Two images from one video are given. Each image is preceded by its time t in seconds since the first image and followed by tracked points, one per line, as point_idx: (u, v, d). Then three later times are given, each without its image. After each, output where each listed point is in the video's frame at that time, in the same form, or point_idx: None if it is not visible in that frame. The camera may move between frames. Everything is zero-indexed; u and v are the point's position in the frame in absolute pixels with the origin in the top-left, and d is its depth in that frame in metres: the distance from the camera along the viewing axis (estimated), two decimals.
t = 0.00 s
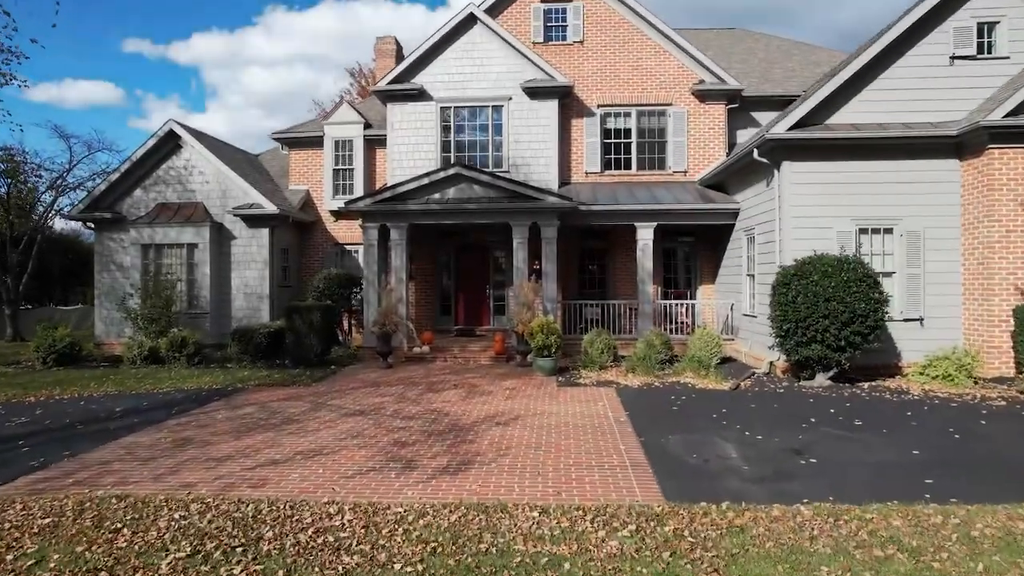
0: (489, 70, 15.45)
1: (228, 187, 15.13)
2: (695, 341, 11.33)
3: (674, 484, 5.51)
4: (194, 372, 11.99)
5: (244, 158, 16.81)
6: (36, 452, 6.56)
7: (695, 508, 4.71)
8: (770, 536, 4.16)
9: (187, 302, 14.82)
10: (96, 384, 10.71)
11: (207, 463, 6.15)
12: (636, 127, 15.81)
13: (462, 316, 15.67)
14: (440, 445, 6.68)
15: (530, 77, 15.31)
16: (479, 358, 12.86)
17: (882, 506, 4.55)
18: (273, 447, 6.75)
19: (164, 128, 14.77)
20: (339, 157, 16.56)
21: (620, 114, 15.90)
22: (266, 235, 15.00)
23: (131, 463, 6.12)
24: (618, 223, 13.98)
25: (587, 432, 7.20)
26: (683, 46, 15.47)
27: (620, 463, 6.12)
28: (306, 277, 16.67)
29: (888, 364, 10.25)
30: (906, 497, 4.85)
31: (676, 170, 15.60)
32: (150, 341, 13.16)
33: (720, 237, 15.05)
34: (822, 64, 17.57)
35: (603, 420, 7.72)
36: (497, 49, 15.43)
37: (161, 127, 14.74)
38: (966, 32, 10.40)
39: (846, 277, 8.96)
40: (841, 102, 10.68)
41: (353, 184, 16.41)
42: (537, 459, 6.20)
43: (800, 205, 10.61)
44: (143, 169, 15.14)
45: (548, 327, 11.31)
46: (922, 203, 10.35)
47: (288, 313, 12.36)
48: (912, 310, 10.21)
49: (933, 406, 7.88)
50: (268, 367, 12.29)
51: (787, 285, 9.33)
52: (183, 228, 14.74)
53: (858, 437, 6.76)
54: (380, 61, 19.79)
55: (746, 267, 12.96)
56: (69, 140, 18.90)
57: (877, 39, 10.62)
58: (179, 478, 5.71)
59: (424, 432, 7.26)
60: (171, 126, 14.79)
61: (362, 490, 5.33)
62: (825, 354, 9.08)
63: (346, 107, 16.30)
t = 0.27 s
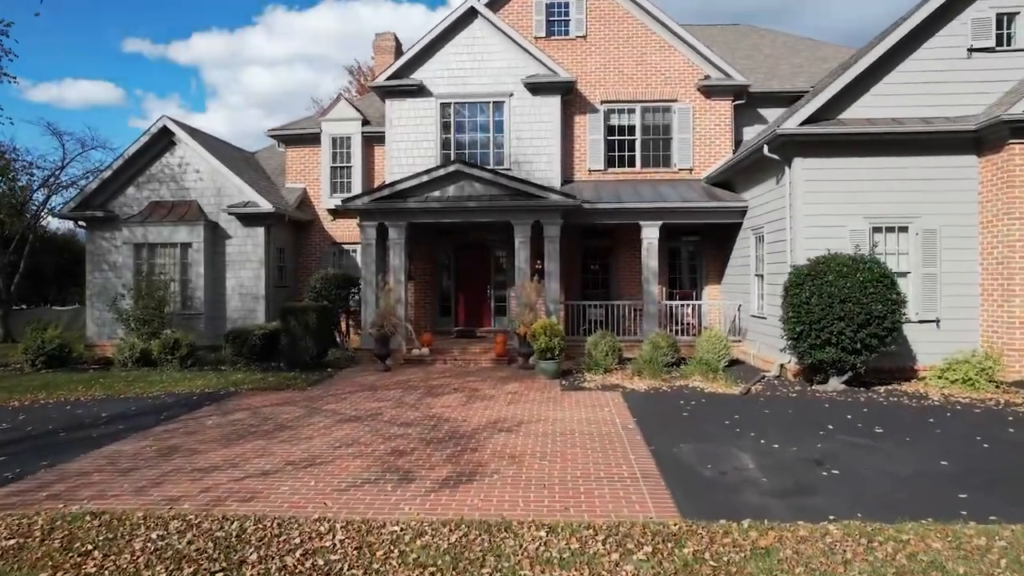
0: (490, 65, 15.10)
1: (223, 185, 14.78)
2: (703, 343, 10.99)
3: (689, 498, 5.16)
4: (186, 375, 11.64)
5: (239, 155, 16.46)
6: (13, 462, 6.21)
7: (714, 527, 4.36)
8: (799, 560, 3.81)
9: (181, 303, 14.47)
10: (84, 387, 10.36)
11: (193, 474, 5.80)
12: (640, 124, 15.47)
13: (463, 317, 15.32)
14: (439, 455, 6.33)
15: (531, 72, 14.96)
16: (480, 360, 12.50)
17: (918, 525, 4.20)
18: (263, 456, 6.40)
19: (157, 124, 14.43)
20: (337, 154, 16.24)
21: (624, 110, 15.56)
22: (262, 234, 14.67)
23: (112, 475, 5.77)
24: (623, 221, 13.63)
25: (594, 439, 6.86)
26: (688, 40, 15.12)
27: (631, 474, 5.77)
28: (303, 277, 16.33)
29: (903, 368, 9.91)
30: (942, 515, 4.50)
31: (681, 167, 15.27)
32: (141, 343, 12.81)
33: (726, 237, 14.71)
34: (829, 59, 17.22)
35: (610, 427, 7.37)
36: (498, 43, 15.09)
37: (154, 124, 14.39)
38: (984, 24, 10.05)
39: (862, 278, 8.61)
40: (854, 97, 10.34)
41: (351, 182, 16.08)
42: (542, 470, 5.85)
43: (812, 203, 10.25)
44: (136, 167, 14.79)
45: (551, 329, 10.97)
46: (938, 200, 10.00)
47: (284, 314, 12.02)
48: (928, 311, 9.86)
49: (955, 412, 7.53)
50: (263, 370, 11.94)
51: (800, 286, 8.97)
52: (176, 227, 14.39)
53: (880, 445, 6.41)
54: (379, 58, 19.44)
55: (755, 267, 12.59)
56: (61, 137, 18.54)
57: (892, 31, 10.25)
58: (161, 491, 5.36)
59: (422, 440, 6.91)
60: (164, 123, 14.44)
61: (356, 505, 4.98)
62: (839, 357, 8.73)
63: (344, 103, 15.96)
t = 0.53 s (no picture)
0: (491, 60, 14.76)
1: (218, 183, 14.43)
2: (711, 345, 10.63)
3: (706, 515, 4.80)
4: (178, 379, 11.29)
5: (235, 153, 16.11)
6: None
7: (737, 549, 4.01)
8: None
9: (174, 304, 14.13)
10: (70, 391, 10.01)
11: (175, 487, 5.45)
12: (644, 120, 15.13)
13: (463, 318, 14.97)
14: (439, 465, 5.99)
15: (534, 67, 14.61)
16: (481, 363, 12.16)
17: (960, 549, 3.85)
18: (251, 467, 6.06)
19: (149, 120, 14.07)
20: (334, 151, 15.91)
21: (628, 107, 15.22)
22: (257, 233, 14.33)
23: (90, 488, 5.42)
24: (627, 220, 13.29)
25: (602, 449, 6.50)
26: (694, 35, 14.77)
27: (642, 488, 5.42)
28: (299, 277, 15.98)
29: (919, 371, 9.55)
30: (983, 537, 4.14)
31: (686, 165, 14.94)
32: (133, 344, 12.47)
33: (733, 236, 14.36)
34: (837, 55, 16.87)
35: (617, 435, 7.02)
36: (499, 38, 14.74)
37: (147, 120, 14.04)
38: (1004, 14, 9.70)
39: (879, 278, 8.25)
40: (868, 91, 9.98)
41: (349, 180, 15.74)
42: (548, 483, 5.50)
43: (824, 201, 9.89)
44: (128, 164, 14.44)
45: (555, 331, 10.62)
46: (956, 198, 9.65)
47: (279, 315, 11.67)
48: (946, 313, 9.51)
49: (980, 419, 7.18)
50: (257, 373, 11.60)
51: (813, 287, 8.62)
52: (169, 225, 14.03)
53: (904, 455, 6.06)
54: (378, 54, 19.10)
55: (764, 267, 12.23)
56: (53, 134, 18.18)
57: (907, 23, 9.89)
58: (141, 507, 5.01)
59: (420, 449, 6.56)
60: (157, 119, 14.09)
61: (349, 523, 4.64)
62: (855, 361, 8.37)
63: (341, 99, 15.61)
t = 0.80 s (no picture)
0: (492, 55, 14.42)
1: (211, 180, 14.08)
2: (719, 348, 10.27)
3: (724, 534, 4.45)
4: (169, 382, 10.94)
5: (230, 150, 15.76)
6: None
7: None
8: None
9: (167, 305, 13.78)
10: (56, 396, 9.66)
11: (156, 502, 5.10)
12: (649, 117, 14.79)
13: (463, 320, 14.62)
14: (437, 478, 5.63)
15: (536, 62, 14.27)
16: (481, 365, 11.80)
17: None
18: (238, 479, 5.71)
19: (141, 117, 13.72)
20: (331, 149, 15.57)
21: (632, 103, 14.87)
22: (252, 232, 13.99)
23: (64, 504, 5.07)
24: (632, 219, 12.93)
25: (610, 459, 6.15)
26: (700, 29, 14.42)
27: (655, 502, 5.06)
28: (296, 277, 15.63)
29: (937, 375, 9.20)
30: None
31: (692, 163, 14.59)
32: (123, 347, 12.12)
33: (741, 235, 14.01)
34: (845, 50, 16.51)
35: (626, 444, 6.67)
36: (500, 32, 14.40)
37: (139, 116, 13.69)
38: None
39: (898, 278, 7.90)
40: (883, 85, 9.63)
41: (347, 178, 15.41)
42: (554, 498, 5.15)
43: (838, 198, 9.54)
44: (120, 161, 14.10)
45: (558, 333, 10.26)
46: (974, 195, 9.30)
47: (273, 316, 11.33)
48: (965, 315, 9.17)
49: (1007, 427, 6.83)
50: (250, 377, 11.25)
51: (828, 288, 8.27)
52: (162, 224, 13.68)
53: (932, 466, 5.71)
54: (376, 50, 18.76)
55: (773, 267, 11.89)
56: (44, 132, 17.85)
57: (923, 14, 9.54)
58: (116, 525, 4.66)
59: (418, 459, 6.21)
60: (149, 115, 13.74)
61: (340, 543, 4.29)
62: (872, 365, 8.02)
63: (339, 95, 15.27)
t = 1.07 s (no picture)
0: (492, 50, 14.08)
1: (205, 178, 13.74)
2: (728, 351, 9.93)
3: (746, 556, 4.09)
4: (159, 385, 10.59)
5: (224, 147, 15.42)
6: None
7: None
8: None
9: (159, 305, 13.43)
10: (40, 400, 9.30)
11: (133, 518, 4.75)
12: (653, 113, 14.45)
13: (463, 321, 14.27)
14: (435, 491, 5.29)
15: (537, 57, 13.93)
16: (482, 369, 11.45)
17: None
18: (223, 492, 5.35)
19: (133, 113, 13.38)
20: (328, 146, 15.23)
21: (635, 99, 14.53)
22: (246, 231, 13.66)
23: (34, 520, 4.71)
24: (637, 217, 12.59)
25: (618, 470, 5.81)
26: (706, 23, 14.08)
27: (668, 519, 4.72)
28: (292, 277, 15.28)
29: (955, 380, 8.85)
30: None
31: (697, 160, 14.25)
32: (113, 349, 11.77)
33: (747, 235, 13.68)
34: (853, 45, 16.16)
35: (634, 453, 6.33)
36: (501, 26, 14.06)
37: (130, 112, 13.34)
38: None
39: (917, 279, 7.55)
40: (898, 78, 9.29)
41: (344, 176, 15.07)
42: (559, 514, 4.81)
43: (851, 195, 9.20)
44: (111, 158, 13.74)
45: (561, 336, 9.92)
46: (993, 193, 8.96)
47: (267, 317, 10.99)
48: (984, 317, 8.82)
49: None
50: (243, 380, 10.91)
51: (844, 289, 7.92)
52: (153, 223, 13.33)
53: (961, 478, 5.37)
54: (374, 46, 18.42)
55: (782, 267, 11.54)
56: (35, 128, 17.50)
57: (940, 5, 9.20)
58: (88, 544, 4.31)
59: (415, 470, 5.86)
60: (141, 111, 13.40)
61: (329, 567, 3.95)
62: (890, 369, 7.67)
63: (336, 91, 14.94)
